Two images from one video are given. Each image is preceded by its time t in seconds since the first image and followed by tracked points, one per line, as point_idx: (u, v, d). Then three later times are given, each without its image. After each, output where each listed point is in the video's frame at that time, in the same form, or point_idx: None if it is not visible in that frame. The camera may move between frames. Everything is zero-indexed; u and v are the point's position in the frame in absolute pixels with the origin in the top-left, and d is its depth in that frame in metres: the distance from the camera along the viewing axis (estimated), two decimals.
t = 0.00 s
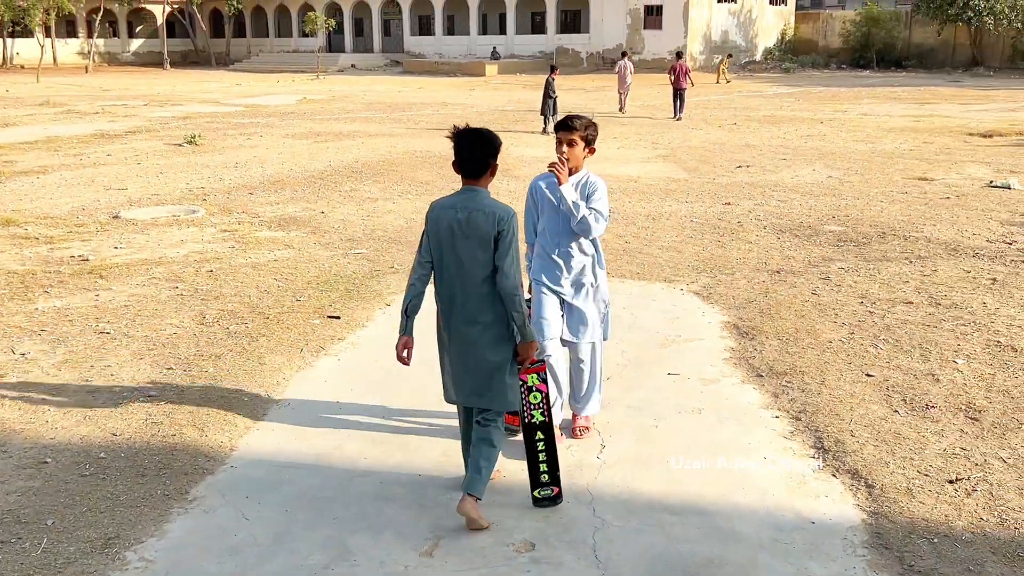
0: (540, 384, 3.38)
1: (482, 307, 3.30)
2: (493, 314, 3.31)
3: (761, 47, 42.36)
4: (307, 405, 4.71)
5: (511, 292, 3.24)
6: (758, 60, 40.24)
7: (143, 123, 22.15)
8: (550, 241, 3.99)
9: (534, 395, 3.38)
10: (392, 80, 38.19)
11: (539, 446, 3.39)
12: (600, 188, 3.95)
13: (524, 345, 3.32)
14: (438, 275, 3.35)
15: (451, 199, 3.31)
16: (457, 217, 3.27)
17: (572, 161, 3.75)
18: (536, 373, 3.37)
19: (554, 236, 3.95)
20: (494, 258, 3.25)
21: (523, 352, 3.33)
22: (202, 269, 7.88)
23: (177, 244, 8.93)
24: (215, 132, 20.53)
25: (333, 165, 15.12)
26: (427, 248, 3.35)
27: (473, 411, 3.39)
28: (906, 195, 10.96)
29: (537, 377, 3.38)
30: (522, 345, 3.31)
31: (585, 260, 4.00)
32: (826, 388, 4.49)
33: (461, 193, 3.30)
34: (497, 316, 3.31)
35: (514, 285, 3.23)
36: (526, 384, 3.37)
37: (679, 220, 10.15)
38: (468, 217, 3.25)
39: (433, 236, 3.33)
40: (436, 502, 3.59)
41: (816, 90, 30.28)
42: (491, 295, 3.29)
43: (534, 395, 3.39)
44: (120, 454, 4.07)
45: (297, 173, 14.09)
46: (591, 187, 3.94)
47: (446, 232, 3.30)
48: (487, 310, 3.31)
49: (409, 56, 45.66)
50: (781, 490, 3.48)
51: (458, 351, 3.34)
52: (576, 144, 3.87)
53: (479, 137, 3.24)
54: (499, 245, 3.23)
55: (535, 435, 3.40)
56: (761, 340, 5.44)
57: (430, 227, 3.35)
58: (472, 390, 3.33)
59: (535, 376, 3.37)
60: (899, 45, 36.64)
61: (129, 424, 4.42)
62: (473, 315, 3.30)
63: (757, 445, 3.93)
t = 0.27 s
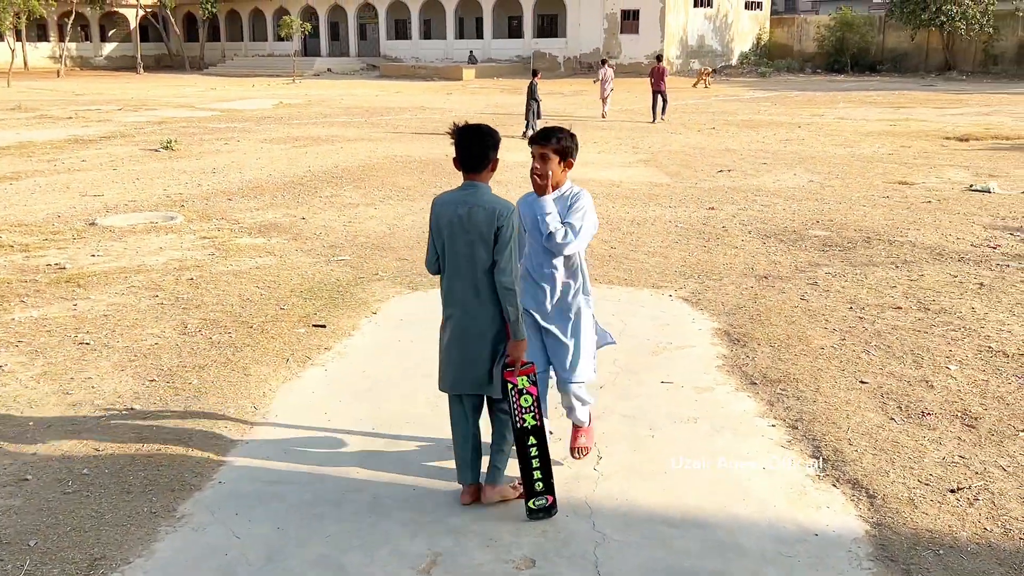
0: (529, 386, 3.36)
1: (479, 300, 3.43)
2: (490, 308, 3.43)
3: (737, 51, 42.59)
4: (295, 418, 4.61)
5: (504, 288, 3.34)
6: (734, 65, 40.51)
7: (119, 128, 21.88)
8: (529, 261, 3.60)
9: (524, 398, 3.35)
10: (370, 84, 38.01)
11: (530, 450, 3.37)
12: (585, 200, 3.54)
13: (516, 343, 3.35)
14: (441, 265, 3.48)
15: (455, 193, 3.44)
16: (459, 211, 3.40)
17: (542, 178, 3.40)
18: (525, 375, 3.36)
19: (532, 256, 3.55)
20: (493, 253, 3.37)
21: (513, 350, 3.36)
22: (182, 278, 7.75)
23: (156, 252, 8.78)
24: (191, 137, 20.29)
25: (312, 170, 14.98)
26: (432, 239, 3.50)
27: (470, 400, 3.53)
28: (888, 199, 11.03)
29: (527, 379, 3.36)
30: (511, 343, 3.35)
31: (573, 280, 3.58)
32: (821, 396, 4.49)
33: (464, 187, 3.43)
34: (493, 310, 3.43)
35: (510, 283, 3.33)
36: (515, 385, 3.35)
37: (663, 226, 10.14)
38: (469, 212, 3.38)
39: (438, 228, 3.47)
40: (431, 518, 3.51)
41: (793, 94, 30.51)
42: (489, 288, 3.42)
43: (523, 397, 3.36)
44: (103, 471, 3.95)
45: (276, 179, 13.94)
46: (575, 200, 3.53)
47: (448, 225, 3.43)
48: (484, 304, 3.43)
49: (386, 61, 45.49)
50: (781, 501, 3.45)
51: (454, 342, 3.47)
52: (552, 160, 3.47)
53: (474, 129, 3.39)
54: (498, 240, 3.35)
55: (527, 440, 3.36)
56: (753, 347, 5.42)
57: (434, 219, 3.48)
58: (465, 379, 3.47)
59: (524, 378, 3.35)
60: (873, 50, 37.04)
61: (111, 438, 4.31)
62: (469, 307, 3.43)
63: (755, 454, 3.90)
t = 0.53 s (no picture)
0: (523, 387, 3.31)
1: (480, 300, 3.35)
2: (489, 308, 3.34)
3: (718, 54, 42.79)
4: (284, 424, 4.53)
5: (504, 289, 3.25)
6: (716, 66, 40.71)
7: (98, 129, 21.61)
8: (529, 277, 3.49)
9: (518, 399, 3.32)
10: (352, 85, 37.83)
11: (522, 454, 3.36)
12: (566, 206, 3.30)
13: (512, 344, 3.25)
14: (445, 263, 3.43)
15: (460, 190, 3.39)
16: (461, 210, 3.33)
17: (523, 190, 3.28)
18: (520, 375, 3.30)
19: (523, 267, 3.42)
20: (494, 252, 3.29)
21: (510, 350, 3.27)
22: (165, 281, 7.63)
23: (138, 254, 8.66)
24: (171, 138, 20.08)
25: (295, 171, 14.86)
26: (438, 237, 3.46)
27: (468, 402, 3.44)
28: (873, 201, 11.10)
29: (522, 380, 3.30)
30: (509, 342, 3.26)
31: (558, 293, 3.35)
32: (815, 400, 4.58)
33: (469, 185, 3.37)
34: (495, 310, 3.35)
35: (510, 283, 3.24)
36: (509, 386, 3.30)
37: (650, 227, 10.14)
38: (470, 210, 3.30)
39: (443, 226, 3.42)
40: (427, 525, 3.46)
41: (773, 96, 30.70)
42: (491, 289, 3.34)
43: (517, 398, 3.31)
44: (88, 479, 3.86)
45: (258, 180, 13.81)
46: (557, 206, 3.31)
47: (451, 223, 3.36)
48: (485, 304, 3.35)
49: (368, 61, 45.32)
50: (781, 506, 3.44)
51: (455, 342, 3.40)
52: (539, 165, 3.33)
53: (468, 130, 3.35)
54: (500, 240, 3.26)
55: (517, 440, 3.37)
56: (744, 349, 5.51)
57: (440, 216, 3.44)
58: (465, 381, 3.39)
59: (519, 378, 3.30)
60: (853, 52, 37.37)
61: (97, 446, 4.22)
62: (469, 308, 3.35)
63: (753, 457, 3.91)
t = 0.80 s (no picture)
0: (524, 386, 3.30)
1: (480, 301, 3.30)
2: (489, 308, 3.29)
3: (709, 52, 42.86)
4: (278, 425, 4.48)
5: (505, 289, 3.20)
6: (706, 64, 40.77)
7: (86, 125, 21.40)
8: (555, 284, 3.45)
9: (518, 399, 3.31)
10: (342, 81, 37.67)
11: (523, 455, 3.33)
12: (558, 216, 3.19)
13: (513, 343, 3.24)
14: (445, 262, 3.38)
15: (462, 188, 3.34)
16: (462, 207, 3.28)
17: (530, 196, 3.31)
18: (521, 374, 3.29)
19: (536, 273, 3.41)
20: (495, 252, 3.24)
21: (511, 350, 3.25)
22: (155, 278, 7.54)
23: (128, 251, 8.56)
24: (160, 134, 19.92)
25: (285, 168, 14.76)
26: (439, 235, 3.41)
27: (468, 404, 3.38)
28: (866, 199, 11.12)
29: (522, 379, 3.30)
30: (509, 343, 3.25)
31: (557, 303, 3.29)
32: (815, 400, 4.68)
33: (470, 183, 3.33)
34: (495, 311, 3.30)
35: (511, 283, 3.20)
36: (509, 385, 3.29)
37: (644, 225, 10.12)
38: (471, 209, 3.25)
39: (443, 225, 3.37)
40: (424, 528, 3.41)
41: (764, 94, 30.78)
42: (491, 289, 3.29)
43: (518, 397, 3.31)
44: (79, 480, 3.78)
45: (248, 176, 13.69)
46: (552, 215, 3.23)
47: (452, 221, 3.31)
48: (485, 303, 3.30)
49: (358, 58, 45.16)
50: (783, 509, 3.41)
51: (454, 342, 3.35)
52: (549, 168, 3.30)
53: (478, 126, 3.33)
54: (501, 240, 3.21)
55: (517, 440, 3.33)
56: (743, 348, 5.66)
57: (441, 215, 3.39)
58: (463, 381, 3.33)
59: (520, 378, 3.29)
60: (843, 51, 37.50)
61: (87, 447, 4.14)
62: (469, 307, 3.30)
63: (754, 456, 3.91)
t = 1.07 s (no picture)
0: (523, 390, 3.23)
1: (479, 303, 3.24)
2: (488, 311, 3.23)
3: (707, 50, 42.78)
4: (272, 425, 4.40)
5: (504, 291, 3.14)
6: (703, 62, 40.71)
7: (80, 118, 21.21)
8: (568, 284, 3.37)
9: (517, 403, 3.24)
10: (338, 76, 37.51)
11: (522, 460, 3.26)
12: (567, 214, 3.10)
13: (513, 347, 3.17)
14: (445, 262, 3.32)
15: (463, 187, 3.27)
16: (462, 207, 3.21)
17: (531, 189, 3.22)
18: (520, 378, 3.22)
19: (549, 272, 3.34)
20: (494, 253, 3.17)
21: (511, 353, 3.18)
22: (148, 273, 7.43)
23: (121, 246, 8.44)
24: (155, 128, 19.76)
25: (281, 163, 14.64)
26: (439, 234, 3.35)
27: (466, 408, 3.33)
28: (866, 198, 11.07)
29: (522, 383, 3.22)
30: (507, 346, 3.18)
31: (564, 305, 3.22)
32: (819, 403, 4.73)
33: (471, 181, 3.26)
34: (493, 314, 3.24)
35: (510, 286, 3.13)
36: (508, 389, 3.22)
37: (643, 223, 10.05)
38: (471, 208, 3.19)
39: (443, 224, 3.31)
40: (421, 533, 3.34)
41: (761, 91, 30.74)
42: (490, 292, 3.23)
43: (517, 401, 3.23)
44: (67, 482, 3.68)
45: (243, 171, 13.58)
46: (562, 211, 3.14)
47: (452, 221, 3.25)
48: (484, 306, 3.24)
49: (354, 53, 44.99)
50: (788, 515, 3.42)
51: (452, 344, 3.30)
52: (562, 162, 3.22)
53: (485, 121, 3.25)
54: (500, 241, 3.15)
55: (516, 445, 3.27)
56: (745, 350, 5.68)
57: (441, 213, 3.33)
58: (461, 385, 3.28)
59: (519, 382, 3.22)
60: (841, 49, 37.47)
61: (76, 447, 4.05)
62: (468, 310, 3.24)
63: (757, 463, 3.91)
